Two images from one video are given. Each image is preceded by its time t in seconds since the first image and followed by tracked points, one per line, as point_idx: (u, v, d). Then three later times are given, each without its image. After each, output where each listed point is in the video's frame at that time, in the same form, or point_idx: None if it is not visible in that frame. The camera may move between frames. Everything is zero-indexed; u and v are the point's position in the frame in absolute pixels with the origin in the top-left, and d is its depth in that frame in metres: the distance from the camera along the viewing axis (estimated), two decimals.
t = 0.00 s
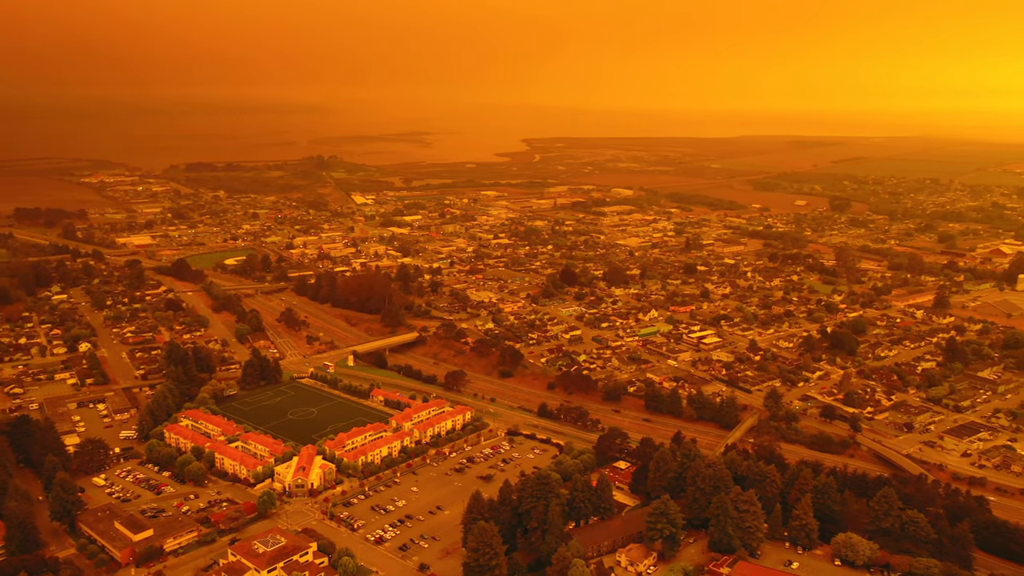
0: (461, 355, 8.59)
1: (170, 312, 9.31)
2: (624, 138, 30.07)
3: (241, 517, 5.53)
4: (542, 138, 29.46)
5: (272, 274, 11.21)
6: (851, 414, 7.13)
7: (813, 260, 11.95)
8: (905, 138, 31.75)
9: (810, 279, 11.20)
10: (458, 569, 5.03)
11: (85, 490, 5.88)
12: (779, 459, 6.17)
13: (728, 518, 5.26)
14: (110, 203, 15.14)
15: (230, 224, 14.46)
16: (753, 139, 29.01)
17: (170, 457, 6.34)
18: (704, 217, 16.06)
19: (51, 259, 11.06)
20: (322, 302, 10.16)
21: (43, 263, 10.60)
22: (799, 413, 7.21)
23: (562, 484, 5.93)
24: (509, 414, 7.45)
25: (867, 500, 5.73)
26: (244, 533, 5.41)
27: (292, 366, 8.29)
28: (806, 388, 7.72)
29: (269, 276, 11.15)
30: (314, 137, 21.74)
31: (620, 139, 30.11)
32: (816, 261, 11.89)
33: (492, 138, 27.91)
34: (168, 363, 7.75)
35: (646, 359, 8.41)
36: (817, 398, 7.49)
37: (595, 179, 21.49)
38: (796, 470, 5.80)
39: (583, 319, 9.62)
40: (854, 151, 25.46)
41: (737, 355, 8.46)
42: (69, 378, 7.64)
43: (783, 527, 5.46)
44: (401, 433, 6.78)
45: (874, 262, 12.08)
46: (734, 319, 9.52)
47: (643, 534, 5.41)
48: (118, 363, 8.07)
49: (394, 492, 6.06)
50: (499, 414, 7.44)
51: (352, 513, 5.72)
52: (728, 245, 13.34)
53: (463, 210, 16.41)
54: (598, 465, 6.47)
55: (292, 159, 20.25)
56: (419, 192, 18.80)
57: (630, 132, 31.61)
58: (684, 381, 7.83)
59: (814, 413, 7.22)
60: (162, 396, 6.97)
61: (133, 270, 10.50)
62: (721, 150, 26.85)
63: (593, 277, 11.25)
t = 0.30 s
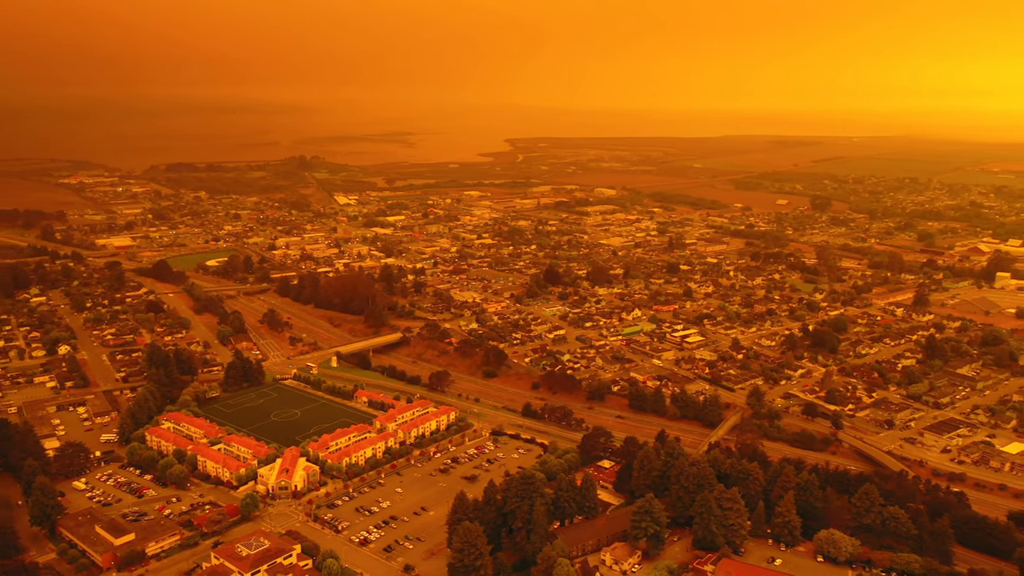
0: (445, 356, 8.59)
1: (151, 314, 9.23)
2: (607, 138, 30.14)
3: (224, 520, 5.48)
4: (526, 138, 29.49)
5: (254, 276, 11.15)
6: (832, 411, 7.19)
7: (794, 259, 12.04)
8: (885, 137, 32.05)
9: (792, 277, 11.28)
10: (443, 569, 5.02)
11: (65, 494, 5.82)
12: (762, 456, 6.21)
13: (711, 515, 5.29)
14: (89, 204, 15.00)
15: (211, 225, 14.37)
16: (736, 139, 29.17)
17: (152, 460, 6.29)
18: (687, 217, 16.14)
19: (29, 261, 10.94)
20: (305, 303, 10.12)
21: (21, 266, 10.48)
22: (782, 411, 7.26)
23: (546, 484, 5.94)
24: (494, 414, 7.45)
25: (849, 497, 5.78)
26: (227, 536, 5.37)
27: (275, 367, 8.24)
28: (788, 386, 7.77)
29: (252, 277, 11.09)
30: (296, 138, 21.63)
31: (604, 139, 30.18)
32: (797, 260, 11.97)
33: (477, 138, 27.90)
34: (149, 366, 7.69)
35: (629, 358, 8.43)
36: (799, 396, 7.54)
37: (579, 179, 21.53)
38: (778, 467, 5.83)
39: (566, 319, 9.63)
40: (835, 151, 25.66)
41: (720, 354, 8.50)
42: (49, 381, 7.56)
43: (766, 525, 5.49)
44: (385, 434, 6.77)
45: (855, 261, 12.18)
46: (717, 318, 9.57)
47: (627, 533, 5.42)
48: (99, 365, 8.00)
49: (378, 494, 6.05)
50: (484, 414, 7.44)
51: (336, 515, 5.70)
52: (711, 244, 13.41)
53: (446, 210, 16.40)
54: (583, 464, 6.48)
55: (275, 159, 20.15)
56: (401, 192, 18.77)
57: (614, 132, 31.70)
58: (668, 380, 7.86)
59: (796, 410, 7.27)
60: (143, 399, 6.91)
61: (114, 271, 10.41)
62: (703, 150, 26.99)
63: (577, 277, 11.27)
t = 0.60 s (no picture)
0: (429, 356, 8.57)
1: (132, 316, 9.15)
2: (591, 138, 30.20)
3: (208, 523, 5.44)
4: (510, 138, 29.50)
5: (236, 277, 11.08)
6: (815, 409, 7.24)
7: (776, 258, 12.11)
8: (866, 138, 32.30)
9: (774, 276, 11.35)
10: (428, 570, 5.01)
11: (45, 499, 5.75)
12: (745, 454, 6.24)
13: (695, 513, 5.31)
14: (68, 204, 14.83)
15: (193, 226, 14.26)
16: (718, 139, 29.32)
17: (134, 463, 6.23)
18: (670, 216, 16.21)
19: (7, 263, 10.81)
20: (288, 304, 10.07)
21: None
22: (765, 409, 7.31)
23: (532, 484, 5.94)
24: (478, 414, 7.44)
25: (831, 493, 5.82)
26: (210, 539, 5.33)
27: (258, 369, 8.20)
28: (771, 384, 7.83)
29: (234, 278, 11.03)
30: (279, 138, 21.49)
31: (588, 139, 30.25)
32: (779, 259, 12.05)
33: (461, 138, 27.87)
34: (130, 368, 7.61)
35: (613, 358, 8.45)
36: (782, 394, 7.59)
37: (563, 178, 21.56)
38: (762, 465, 5.87)
39: (551, 319, 9.65)
40: (816, 151, 25.85)
41: (703, 353, 8.54)
42: (28, 384, 7.47)
43: (750, 522, 5.53)
44: (369, 435, 6.75)
45: (836, 259, 12.28)
46: (700, 317, 9.61)
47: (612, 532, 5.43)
48: (79, 368, 7.92)
49: (362, 495, 6.02)
50: (469, 414, 7.43)
51: (320, 517, 5.67)
52: (693, 243, 13.47)
53: (429, 210, 16.37)
54: (567, 464, 6.49)
55: (258, 159, 20.03)
56: (385, 193, 18.73)
57: (598, 132, 31.78)
58: (652, 378, 7.89)
59: (779, 408, 7.32)
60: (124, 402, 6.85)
61: (94, 273, 10.30)
62: (687, 150, 27.11)
63: (561, 277, 11.28)
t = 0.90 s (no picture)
0: (413, 357, 8.55)
1: (112, 318, 9.07)
2: (574, 138, 30.26)
3: (190, 527, 5.41)
4: (494, 138, 29.50)
5: (218, 278, 11.01)
6: (796, 407, 7.29)
7: (758, 257, 12.19)
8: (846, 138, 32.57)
9: (756, 275, 11.42)
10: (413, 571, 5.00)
11: (25, 504, 5.68)
12: (728, 452, 6.27)
13: (679, 512, 5.33)
14: (46, 205, 14.66)
15: (173, 227, 14.15)
16: (701, 138, 29.46)
17: (115, 467, 6.17)
18: (652, 215, 16.27)
19: None
20: (270, 305, 10.01)
21: None
22: (747, 407, 7.35)
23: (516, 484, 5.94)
24: (462, 414, 7.44)
25: (814, 490, 5.87)
26: (193, 542, 5.29)
27: (241, 371, 8.15)
28: (753, 382, 7.88)
29: (215, 279, 10.96)
30: (262, 138, 21.37)
31: (571, 139, 30.31)
32: (761, 258, 12.12)
33: (444, 138, 27.83)
34: (110, 371, 7.55)
35: (597, 357, 8.47)
36: (764, 392, 7.64)
37: (546, 178, 21.58)
38: (745, 463, 5.91)
39: (534, 319, 9.65)
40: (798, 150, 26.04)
41: (686, 351, 8.57)
42: (6, 387, 7.38)
43: (733, 520, 5.56)
44: (353, 436, 6.72)
45: (817, 258, 12.37)
46: (683, 316, 9.66)
47: (597, 531, 5.44)
48: (58, 371, 7.83)
49: (347, 496, 6.00)
50: (453, 414, 7.43)
51: (304, 519, 5.64)
52: (676, 243, 13.53)
53: (412, 211, 16.35)
54: (552, 464, 6.49)
55: (240, 159, 19.90)
56: (367, 193, 18.67)
57: (581, 132, 31.85)
58: (635, 377, 7.91)
59: (761, 406, 7.36)
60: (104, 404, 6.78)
61: (73, 275, 10.20)
62: (669, 150, 27.23)
63: (544, 276, 11.29)
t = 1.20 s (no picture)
0: (396, 357, 8.54)
1: (91, 321, 8.97)
2: (557, 138, 30.32)
3: (172, 531, 5.36)
4: (477, 138, 29.48)
5: (199, 279, 10.93)
6: (778, 405, 7.35)
7: (739, 256, 12.27)
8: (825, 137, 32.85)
9: (737, 274, 11.49)
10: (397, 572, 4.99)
11: (3, 509, 5.61)
12: (711, 450, 6.30)
13: (663, 510, 5.35)
14: (23, 207, 14.48)
15: (153, 229, 14.03)
16: (683, 138, 29.60)
17: (95, 471, 6.11)
18: (635, 215, 16.32)
19: None
20: (252, 306, 9.96)
21: None
22: (729, 405, 7.39)
23: (500, 484, 5.94)
24: (446, 415, 7.43)
25: (795, 488, 5.90)
26: (174, 546, 5.24)
27: (222, 373, 8.09)
28: (735, 380, 7.93)
29: (196, 281, 10.87)
30: (244, 138, 21.23)
31: (553, 138, 30.36)
32: (742, 257, 12.20)
33: (427, 138, 27.78)
34: (89, 374, 7.46)
35: (580, 357, 8.49)
36: (746, 390, 7.69)
37: (529, 178, 21.60)
38: (727, 461, 5.94)
39: (517, 319, 9.66)
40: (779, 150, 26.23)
41: (668, 350, 8.61)
42: None
43: (716, 518, 5.59)
44: (336, 437, 6.70)
45: (797, 257, 12.47)
46: (665, 315, 9.70)
47: (581, 530, 5.45)
48: (36, 375, 7.74)
49: (330, 498, 5.97)
50: (436, 415, 7.42)
51: (287, 521, 5.61)
52: (658, 242, 13.59)
53: (395, 211, 16.30)
54: (535, 463, 6.50)
55: (221, 159, 19.76)
56: (349, 194, 18.60)
57: (564, 132, 31.92)
58: (618, 377, 7.94)
59: (743, 405, 7.41)
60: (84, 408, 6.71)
61: (50, 277, 10.08)
62: (651, 149, 27.34)
63: (527, 276, 11.30)
